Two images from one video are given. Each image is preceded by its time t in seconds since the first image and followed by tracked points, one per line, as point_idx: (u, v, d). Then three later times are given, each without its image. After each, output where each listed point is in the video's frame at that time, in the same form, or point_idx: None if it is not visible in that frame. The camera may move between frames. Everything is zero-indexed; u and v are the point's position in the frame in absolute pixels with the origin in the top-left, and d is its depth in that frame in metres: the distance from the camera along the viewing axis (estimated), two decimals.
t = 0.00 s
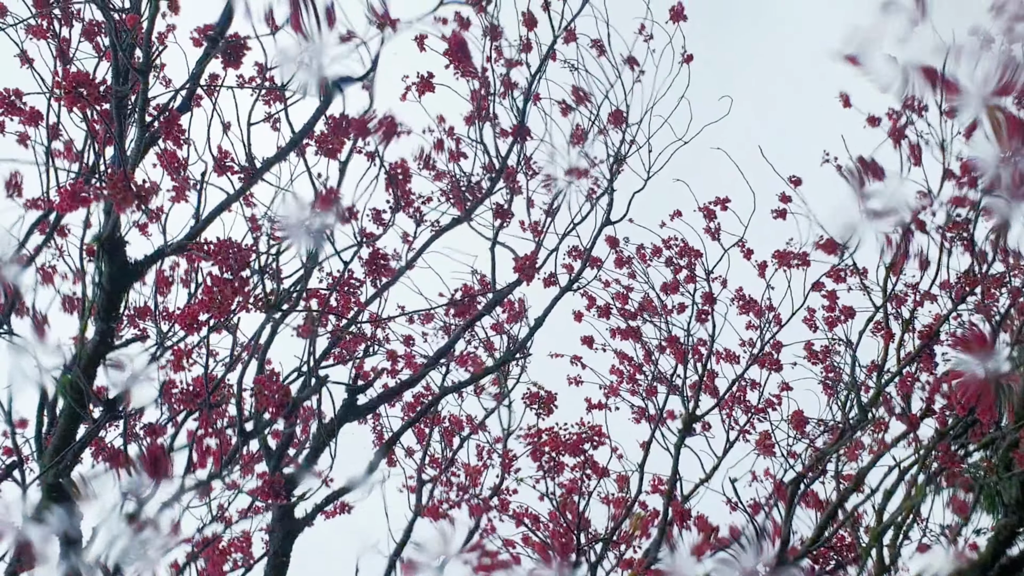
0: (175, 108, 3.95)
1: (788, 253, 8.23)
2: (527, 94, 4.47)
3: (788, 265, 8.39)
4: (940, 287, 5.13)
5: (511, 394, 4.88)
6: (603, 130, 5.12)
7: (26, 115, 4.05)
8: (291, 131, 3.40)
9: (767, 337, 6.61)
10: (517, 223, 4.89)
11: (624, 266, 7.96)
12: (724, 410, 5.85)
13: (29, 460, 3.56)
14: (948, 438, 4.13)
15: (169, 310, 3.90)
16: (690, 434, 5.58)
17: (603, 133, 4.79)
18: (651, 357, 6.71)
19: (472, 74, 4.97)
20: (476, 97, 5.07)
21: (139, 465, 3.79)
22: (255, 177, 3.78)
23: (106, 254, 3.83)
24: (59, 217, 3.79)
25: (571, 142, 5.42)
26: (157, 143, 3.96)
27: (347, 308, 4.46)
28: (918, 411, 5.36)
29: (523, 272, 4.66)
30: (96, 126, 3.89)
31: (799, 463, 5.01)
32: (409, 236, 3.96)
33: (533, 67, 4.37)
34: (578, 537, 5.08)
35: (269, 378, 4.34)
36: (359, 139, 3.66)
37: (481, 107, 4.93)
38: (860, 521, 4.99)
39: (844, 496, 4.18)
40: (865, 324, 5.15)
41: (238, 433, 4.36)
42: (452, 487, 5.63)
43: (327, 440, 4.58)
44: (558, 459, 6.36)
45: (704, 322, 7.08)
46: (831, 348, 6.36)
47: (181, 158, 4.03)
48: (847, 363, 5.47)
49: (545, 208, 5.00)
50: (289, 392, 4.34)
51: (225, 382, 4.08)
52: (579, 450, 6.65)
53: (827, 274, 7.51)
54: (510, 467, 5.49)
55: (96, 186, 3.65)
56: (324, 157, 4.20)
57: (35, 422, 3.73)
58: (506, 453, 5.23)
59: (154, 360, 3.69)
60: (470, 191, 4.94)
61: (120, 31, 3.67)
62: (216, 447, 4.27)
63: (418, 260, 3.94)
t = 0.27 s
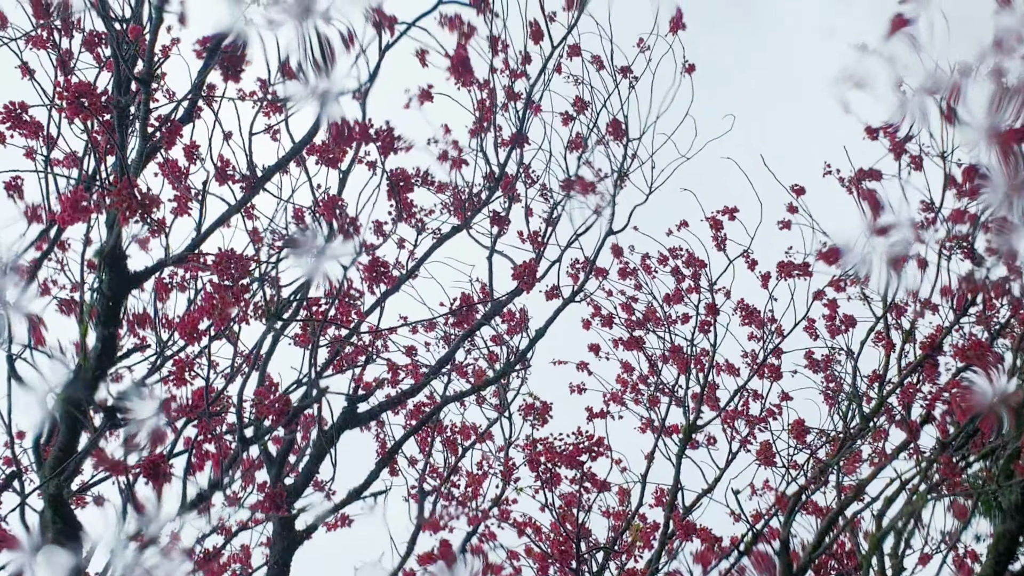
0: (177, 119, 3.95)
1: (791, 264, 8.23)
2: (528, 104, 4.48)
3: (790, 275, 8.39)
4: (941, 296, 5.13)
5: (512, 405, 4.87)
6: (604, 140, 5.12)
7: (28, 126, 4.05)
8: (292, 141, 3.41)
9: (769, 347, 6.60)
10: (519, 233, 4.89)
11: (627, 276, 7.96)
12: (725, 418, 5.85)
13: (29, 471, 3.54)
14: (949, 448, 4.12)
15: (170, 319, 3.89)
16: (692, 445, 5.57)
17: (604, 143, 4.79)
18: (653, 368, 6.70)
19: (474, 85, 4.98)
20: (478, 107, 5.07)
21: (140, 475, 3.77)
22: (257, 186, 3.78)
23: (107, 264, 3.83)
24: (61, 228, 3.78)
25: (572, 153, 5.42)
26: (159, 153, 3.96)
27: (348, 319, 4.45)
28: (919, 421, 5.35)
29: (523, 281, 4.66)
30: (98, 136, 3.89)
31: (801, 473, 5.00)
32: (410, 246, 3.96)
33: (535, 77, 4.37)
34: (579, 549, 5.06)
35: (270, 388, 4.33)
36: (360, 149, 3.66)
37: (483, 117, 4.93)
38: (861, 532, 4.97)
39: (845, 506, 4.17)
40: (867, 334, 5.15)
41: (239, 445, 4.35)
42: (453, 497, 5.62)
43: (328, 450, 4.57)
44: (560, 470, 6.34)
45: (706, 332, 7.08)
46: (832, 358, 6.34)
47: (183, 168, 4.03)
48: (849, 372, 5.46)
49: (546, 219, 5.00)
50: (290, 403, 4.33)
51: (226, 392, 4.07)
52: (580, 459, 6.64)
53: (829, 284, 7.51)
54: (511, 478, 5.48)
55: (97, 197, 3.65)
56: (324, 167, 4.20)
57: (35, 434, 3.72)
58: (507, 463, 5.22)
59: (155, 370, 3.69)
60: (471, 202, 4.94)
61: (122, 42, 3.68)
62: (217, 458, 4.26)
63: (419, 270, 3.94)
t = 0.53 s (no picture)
0: (179, 123, 3.97)
1: (793, 268, 8.25)
2: (530, 109, 4.49)
3: (792, 279, 8.40)
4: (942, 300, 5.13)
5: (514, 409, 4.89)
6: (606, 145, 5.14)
7: (30, 131, 4.07)
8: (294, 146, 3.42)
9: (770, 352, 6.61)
10: (520, 238, 4.91)
11: (629, 280, 7.98)
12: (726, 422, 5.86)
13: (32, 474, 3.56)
14: (949, 452, 4.13)
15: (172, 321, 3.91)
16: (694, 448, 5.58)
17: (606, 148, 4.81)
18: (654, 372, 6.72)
19: (476, 90, 5.00)
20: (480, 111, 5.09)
21: (142, 478, 3.78)
22: (258, 190, 3.80)
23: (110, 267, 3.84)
24: (63, 232, 3.80)
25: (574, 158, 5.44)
26: (161, 157, 3.97)
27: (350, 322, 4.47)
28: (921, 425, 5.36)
29: (524, 285, 4.67)
30: (100, 140, 3.91)
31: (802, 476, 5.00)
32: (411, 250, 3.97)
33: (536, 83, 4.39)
34: (581, 553, 5.07)
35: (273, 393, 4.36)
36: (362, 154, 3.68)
37: (485, 122, 4.96)
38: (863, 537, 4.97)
39: (845, 509, 4.18)
40: (868, 338, 5.15)
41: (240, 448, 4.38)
42: (455, 501, 5.63)
43: (330, 454, 4.59)
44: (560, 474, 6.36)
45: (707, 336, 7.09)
46: (834, 363, 6.35)
47: (184, 171, 4.05)
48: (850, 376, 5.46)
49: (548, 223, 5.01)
50: (292, 407, 4.35)
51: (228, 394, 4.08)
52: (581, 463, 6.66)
53: (830, 288, 7.52)
54: (513, 481, 5.49)
55: (99, 200, 3.67)
56: (327, 172, 4.22)
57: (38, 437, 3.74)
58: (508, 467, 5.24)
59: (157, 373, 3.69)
60: (474, 207, 4.95)
61: (124, 46, 3.70)
62: (219, 461, 4.27)
63: (420, 274, 3.95)
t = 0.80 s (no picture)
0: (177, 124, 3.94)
1: (796, 270, 8.21)
2: (530, 110, 4.46)
3: (794, 280, 8.36)
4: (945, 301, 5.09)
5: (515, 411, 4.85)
6: (607, 146, 5.10)
7: (28, 133, 4.04)
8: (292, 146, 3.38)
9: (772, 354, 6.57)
10: (521, 239, 4.87)
11: (630, 282, 7.94)
12: (728, 424, 5.82)
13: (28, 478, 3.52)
14: (954, 455, 4.09)
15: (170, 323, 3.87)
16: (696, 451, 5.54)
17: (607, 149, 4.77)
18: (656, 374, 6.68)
19: (476, 91, 4.96)
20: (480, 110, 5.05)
21: (140, 481, 3.74)
22: (257, 192, 3.76)
23: (107, 268, 3.80)
24: (62, 234, 3.77)
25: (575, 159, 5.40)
26: (159, 158, 3.94)
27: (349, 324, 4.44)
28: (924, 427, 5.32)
29: (525, 287, 4.63)
30: (97, 142, 3.88)
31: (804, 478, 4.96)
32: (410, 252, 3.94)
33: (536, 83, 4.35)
34: (582, 557, 5.03)
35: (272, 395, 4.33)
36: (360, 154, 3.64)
37: (486, 123, 4.92)
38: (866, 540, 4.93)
39: (849, 513, 4.14)
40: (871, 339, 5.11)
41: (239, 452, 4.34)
42: (456, 504, 5.59)
43: (329, 457, 4.55)
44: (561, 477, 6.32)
45: (709, 338, 7.05)
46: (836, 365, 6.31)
47: (182, 172, 4.01)
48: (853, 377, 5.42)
49: (548, 225, 4.98)
50: (290, 410, 4.31)
51: (227, 397, 4.05)
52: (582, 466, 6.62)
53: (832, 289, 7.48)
54: (514, 484, 5.45)
55: (97, 202, 3.63)
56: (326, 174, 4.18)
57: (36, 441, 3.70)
58: (509, 470, 5.20)
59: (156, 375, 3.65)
60: (475, 209, 4.92)
61: (121, 46, 3.66)
62: (218, 465, 4.23)
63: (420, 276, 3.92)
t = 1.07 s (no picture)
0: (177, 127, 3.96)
1: (794, 271, 8.23)
2: (530, 113, 4.48)
3: (792, 282, 8.39)
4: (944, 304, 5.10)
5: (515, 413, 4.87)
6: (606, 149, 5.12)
7: (31, 137, 4.06)
8: (292, 150, 3.40)
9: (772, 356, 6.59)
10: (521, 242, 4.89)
11: (629, 284, 7.96)
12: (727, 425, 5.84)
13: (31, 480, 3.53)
14: (953, 456, 4.11)
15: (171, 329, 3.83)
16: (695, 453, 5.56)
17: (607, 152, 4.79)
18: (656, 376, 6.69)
19: (475, 94, 4.98)
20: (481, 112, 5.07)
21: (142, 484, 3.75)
22: (257, 195, 3.78)
23: (109, 271, 3.82)
24: (63, 236, 3.78)
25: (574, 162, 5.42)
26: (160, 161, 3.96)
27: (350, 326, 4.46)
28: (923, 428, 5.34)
29: (525, 289, 4.65)
30: (98, 146, 3.90)
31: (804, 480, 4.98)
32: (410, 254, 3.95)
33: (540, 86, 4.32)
34: (582, 558, 5.05)
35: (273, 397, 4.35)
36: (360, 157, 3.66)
37: (485, 126, 4.94)
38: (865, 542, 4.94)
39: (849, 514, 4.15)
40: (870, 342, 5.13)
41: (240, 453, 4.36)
42: (456, 505, 5.61)
43: (331, 458, 4.57)
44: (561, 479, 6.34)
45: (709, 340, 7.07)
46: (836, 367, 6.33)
47: (183, 175, 4.03)
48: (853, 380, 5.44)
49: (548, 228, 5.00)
50: (291, 412, 4.33)
51: (228, 399, 4.06)
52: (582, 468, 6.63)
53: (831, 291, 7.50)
54: (514, 485, 5.47)
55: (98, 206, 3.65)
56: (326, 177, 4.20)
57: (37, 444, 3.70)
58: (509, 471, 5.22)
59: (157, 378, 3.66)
60: (475, 212, 4.94)
61: (120, 51, 3.68)
62: (219, 466, 4.25)
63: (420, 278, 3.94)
